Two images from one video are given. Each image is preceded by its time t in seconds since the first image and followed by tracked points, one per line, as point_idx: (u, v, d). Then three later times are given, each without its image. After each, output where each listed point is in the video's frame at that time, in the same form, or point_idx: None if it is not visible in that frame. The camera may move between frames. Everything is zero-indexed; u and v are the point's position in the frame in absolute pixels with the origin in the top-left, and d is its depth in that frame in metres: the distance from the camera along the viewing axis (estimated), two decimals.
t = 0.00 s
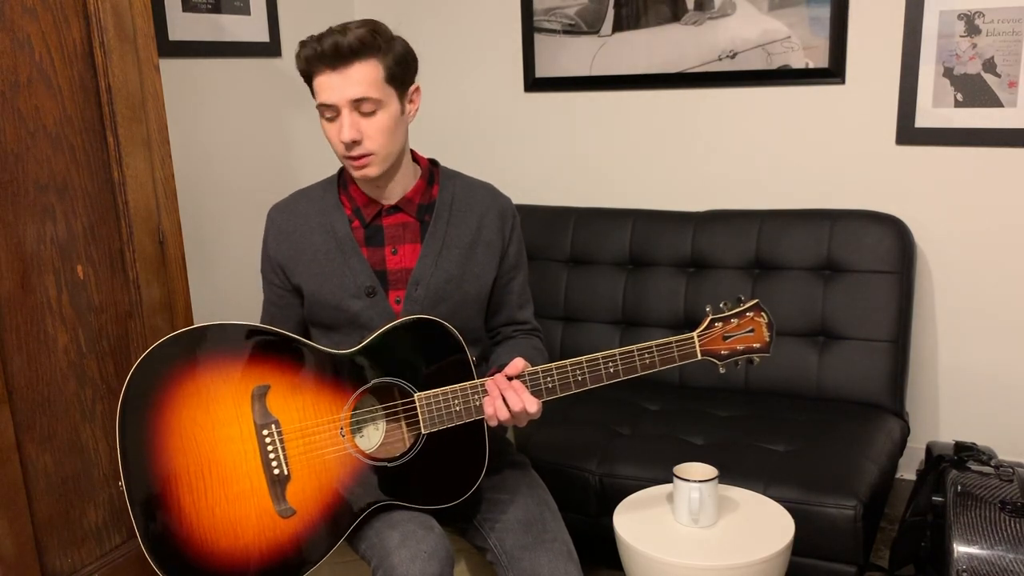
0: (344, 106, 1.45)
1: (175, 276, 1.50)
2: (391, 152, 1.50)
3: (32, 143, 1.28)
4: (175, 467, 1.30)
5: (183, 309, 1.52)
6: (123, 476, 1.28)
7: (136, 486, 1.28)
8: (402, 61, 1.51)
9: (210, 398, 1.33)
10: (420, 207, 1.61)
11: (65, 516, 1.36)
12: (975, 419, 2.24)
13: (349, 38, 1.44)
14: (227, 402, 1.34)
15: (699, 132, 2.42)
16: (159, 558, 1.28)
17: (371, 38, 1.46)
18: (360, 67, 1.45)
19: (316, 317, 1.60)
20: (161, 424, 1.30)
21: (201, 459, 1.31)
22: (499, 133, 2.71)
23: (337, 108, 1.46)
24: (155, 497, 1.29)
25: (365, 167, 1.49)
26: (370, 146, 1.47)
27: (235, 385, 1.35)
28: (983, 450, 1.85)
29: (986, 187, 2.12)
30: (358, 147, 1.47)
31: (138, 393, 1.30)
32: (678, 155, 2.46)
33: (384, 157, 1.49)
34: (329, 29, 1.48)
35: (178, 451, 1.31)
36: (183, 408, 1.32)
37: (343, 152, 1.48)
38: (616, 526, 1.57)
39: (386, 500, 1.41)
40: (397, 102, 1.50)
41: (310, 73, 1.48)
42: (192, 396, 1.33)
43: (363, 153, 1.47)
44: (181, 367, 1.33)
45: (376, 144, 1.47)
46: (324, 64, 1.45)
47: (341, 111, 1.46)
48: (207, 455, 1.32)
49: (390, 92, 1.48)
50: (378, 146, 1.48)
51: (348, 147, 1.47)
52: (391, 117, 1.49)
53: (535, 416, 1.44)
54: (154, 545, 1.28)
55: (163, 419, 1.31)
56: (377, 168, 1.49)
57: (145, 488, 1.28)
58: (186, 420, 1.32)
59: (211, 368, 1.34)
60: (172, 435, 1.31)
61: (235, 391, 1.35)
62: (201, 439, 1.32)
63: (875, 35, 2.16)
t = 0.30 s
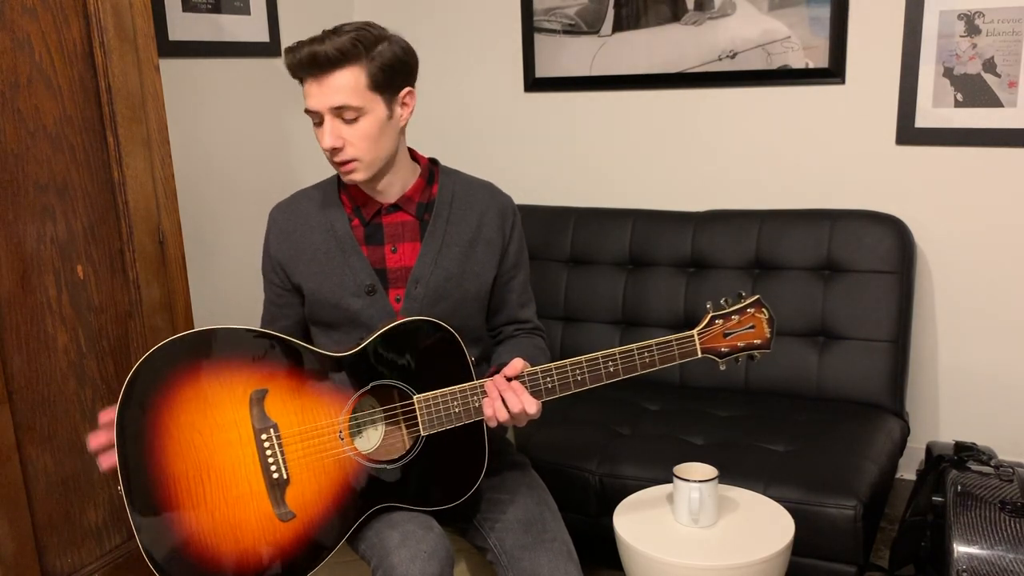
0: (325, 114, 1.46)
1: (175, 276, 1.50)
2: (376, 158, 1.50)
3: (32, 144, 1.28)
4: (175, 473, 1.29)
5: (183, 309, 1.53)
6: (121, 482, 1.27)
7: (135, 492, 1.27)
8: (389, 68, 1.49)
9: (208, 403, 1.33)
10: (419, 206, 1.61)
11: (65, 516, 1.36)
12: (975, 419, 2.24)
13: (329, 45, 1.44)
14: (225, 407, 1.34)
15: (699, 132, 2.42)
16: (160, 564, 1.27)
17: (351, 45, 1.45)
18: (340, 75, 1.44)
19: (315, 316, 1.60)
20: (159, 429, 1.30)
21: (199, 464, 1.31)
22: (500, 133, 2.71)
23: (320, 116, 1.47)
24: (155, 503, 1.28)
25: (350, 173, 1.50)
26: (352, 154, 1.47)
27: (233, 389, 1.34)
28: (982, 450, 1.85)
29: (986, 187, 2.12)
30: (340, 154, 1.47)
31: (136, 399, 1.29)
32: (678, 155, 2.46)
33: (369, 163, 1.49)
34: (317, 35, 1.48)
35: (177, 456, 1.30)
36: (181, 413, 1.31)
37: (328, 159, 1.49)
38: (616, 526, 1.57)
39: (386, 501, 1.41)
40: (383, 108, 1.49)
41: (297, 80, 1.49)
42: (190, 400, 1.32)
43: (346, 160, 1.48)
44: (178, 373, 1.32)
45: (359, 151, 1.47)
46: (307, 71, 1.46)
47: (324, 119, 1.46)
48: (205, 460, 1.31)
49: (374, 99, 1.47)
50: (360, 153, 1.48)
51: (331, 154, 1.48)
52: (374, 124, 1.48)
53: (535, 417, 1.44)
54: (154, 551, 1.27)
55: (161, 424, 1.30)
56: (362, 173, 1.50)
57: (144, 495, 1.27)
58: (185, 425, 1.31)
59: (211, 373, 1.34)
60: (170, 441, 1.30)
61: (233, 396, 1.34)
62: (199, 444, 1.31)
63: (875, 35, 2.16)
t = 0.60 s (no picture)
0: (323, 111, 1.45)
1: (175, 277, 1.50)
2: (374, 154, 1.50)
3: (32, 144, 1.28)
4: (172, 477, 1.30)
5: (183, 309, 1.53)
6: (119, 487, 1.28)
7: (133, 496, 1.27)
8: (382, 64, 1.50)
9: (204, 408, 1.32)
10: (414, 205, 1.61)
11: (65, 516, 1.36)
12: (975, 419, 2.24)
13: (323, 42, 1.44)
14: (221, 411, 1.33)
15: (699, 131, 2.42)
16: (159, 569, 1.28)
17: (346, 42, 1.45)
18: (336, 72, 1.45)
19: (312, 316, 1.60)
20: (156, 434, 1.30)
21: (196, 468, 1.31)
22: (500, 133, 2.71)
23: (317, 114, 1.46)
24: (153, 508, 1.28)
25: (348, 170, 1.49)
26: (351, 150, 1.47)
27: (228, 393, 1.34)
28: (983, 450, 1.85)
29: (986, 187, 2.12)
30: (340, 151, 1.47)
31: (131, 403, 1.29)
32: (678, 155, 2.46)
33: (368, 159, 1.49)
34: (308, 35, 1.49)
35: (174, 460, 1.30)
36: (177, 418, 1.31)
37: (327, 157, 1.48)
38: (615, 526, 1.57)
39: (385, 502, 1.41)
40: (378, 104, 1.49)
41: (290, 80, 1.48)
42: (186, 405, 1.32)
43: (345, 157, 1.47)
44: (173, 377, 1.31)
45: (357, 147, 1.47)
46: (301, 70, 1.46)
47: (321, 116, 1.46)
48: (202, 465, 1.31)
49: (370, 95, 1.48)
50: (359, 149, 1.48)
51: (329, 152, 1.47)
52: (371, 119, 1.48)
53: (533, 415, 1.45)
54: (153, 556, 1.28)
55: (157, 428, 1.30)
56: (361, 169, 1.49)
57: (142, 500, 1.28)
58: (181, 430, 1.31)
59: (206, 377, 1.33)
60: (167, 446, 1.30)
61: (229, 400, 1.34)
62: (196, 448, 1.31)
63: (874, 36, 2.16)
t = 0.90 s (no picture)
0: (335, 105, 1.45)
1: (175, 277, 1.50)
2: (385, 148, 1.50)
3: (32, 143, 1.28)
4: (179, 472, 1.30)
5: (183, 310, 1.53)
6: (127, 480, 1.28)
7: (139, 492, 1.28)
8: (389, 59, 1.51)
9: (211, 402, 1.33)
10: (415, 204, 1.61)
11: (65, 516, 1.36)
12: (975, 419, 2.24)
13: (334, 37, 1.45)
14: (228, 406, 1.34)
15: (699, 131, 2.42)
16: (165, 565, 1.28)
17: (356, 36, 1.46)
18: (349, 65, 1.45)
19: (311, 317, 1.60)
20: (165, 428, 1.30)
21: (204, 463, 1.31)
22: (499, 133, 2.71)
23: (329, 108, 1.46)
24: (159, 503, 1.28)
25: (360, 165, 1.49)
26: (364, 144, 1.47)
27: (237, 388, 1.34)
28: (982, 450, 1.85)
29: (986, 187, 2.12)
30: (353, 145, 1.47)
31: (137, 399, 1.29)
32: (678, 155, 2.46)
33: (380, 153, 1.49)
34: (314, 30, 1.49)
35: (181, 456, 1.30)
36: (185, 413, 1.31)
37: (338, 151, 1.47)
38: (616, 526, 1.57)
39: (391, 498, 1.41)
40: (387, 98, 1.51)
41: (298, 76, 1.48)
42: (193, 399, 1.32)
43: (358, 151, 1.47)
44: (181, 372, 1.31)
45: (371, 141, 1.48)
46: (312, 64, 1.45)
47: (334, 110, 1.46)
48: (210, 459, 1.31)
49: (380, 89, 1.49)
50: (372, 142, 1.48)
51: (342, 146, 1.46)
52: (382, 113, 1.49)
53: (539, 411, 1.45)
54: (159, 552, 1.28)
55: (164, 424, 1.30)
56: (373, 164, 1.49)
57: (148, 496, 1.28)
58: (188, 425, 1.31)
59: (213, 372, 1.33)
60: (173, 441, 1.30)
61: (238, 394, 1.34)
62: (204, 443, 1.31)
63: (874, 35, 2.16)
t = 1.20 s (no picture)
0: (352, 95, 1.45)
1: (175, 276, 1.50)
2: (394, 144, 1.51)
3: (32, 144, 1.28)
4: (171, 468, 1.30)
5: (183, 310, 1.52)
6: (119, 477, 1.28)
7: (132, 488, 1.27)
8: (402, 59, 1.53)
9: (204, 398, 1.34)
10: (412, 206, 1.60)
11: (66, 516, 1.36)
12: (975, 419, 2.24)
13: (353, 29, 1.46)
14: (220, 402, 1.34)
15: (699, 131, 2.42)
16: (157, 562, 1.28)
17: (375, 30, 1.48)
18: (367, 56, 1.46)
19: (310, 318, 1.60)
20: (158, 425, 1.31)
21: (196, 459, 1.31)
22: (499, 133, 2.71)
23: (345, 97, 1.46)
24: (152, 499, 1.28)
25: (370, 158, 1.48)
26: (377, 136, 1.47)
27: (229, 385, 1.36)
28: (982, 450, 1.85)
29: (986, 187, 2.12)
30: (366, 136, 1.46)
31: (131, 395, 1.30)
32: (678, 155, 2.46)
33: (389, 149, 1.49)
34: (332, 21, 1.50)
35: (173, 452, 1.31)
36: (178, 409, 1.32)
37: (350, 141, 1.46)
38: (616, 526, 1.57)
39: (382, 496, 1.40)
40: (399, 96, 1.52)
41: (313, 62, 1.47)
42: (187, 395, 1.33)
43: (370, 143, 1.47)
44: (177, 368, 1.33)
45: (383, 134, 1.47)
46: (330, 52, 1.46)
47: (349, 100, 1.45)
48: (202, 456, 1.32)
49: (394, 85, 1.50)
50: (384, 136, 1.48)
51: (355, 137, 1.46)
52: (395, 109, 1.50)
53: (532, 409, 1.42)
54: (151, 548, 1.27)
55: (158, 419, 1.31)
56: (383, 158, 1.49)
57: (140, 491, 1.28)
58: (181, 421, 1.32)
59: (205, 368, 1.35)
60: (167, 436, 1.31)
61: (230, 391, 1.35)
62: (196, 440, 1.32)
63: (875, 35, 2.16)
